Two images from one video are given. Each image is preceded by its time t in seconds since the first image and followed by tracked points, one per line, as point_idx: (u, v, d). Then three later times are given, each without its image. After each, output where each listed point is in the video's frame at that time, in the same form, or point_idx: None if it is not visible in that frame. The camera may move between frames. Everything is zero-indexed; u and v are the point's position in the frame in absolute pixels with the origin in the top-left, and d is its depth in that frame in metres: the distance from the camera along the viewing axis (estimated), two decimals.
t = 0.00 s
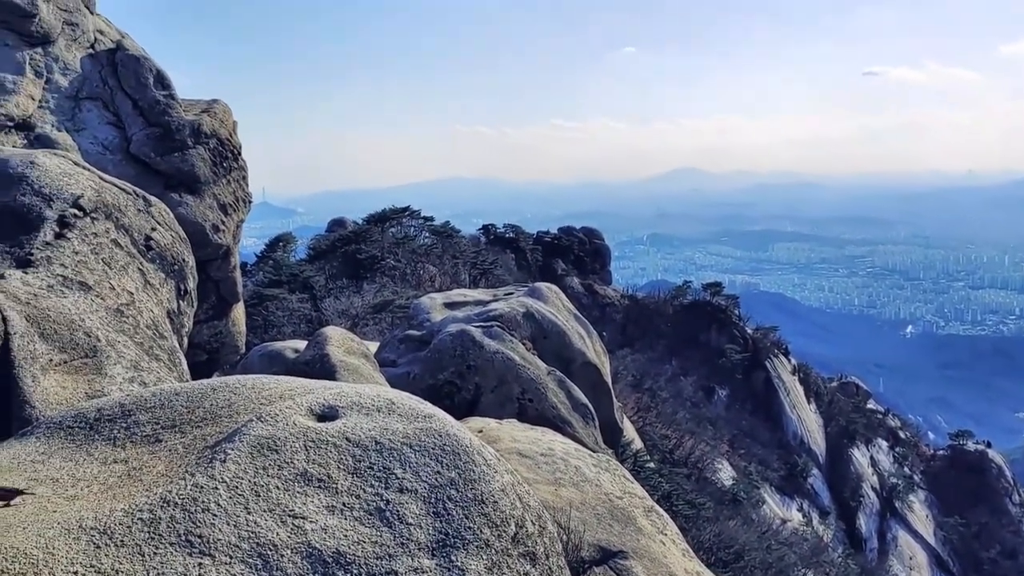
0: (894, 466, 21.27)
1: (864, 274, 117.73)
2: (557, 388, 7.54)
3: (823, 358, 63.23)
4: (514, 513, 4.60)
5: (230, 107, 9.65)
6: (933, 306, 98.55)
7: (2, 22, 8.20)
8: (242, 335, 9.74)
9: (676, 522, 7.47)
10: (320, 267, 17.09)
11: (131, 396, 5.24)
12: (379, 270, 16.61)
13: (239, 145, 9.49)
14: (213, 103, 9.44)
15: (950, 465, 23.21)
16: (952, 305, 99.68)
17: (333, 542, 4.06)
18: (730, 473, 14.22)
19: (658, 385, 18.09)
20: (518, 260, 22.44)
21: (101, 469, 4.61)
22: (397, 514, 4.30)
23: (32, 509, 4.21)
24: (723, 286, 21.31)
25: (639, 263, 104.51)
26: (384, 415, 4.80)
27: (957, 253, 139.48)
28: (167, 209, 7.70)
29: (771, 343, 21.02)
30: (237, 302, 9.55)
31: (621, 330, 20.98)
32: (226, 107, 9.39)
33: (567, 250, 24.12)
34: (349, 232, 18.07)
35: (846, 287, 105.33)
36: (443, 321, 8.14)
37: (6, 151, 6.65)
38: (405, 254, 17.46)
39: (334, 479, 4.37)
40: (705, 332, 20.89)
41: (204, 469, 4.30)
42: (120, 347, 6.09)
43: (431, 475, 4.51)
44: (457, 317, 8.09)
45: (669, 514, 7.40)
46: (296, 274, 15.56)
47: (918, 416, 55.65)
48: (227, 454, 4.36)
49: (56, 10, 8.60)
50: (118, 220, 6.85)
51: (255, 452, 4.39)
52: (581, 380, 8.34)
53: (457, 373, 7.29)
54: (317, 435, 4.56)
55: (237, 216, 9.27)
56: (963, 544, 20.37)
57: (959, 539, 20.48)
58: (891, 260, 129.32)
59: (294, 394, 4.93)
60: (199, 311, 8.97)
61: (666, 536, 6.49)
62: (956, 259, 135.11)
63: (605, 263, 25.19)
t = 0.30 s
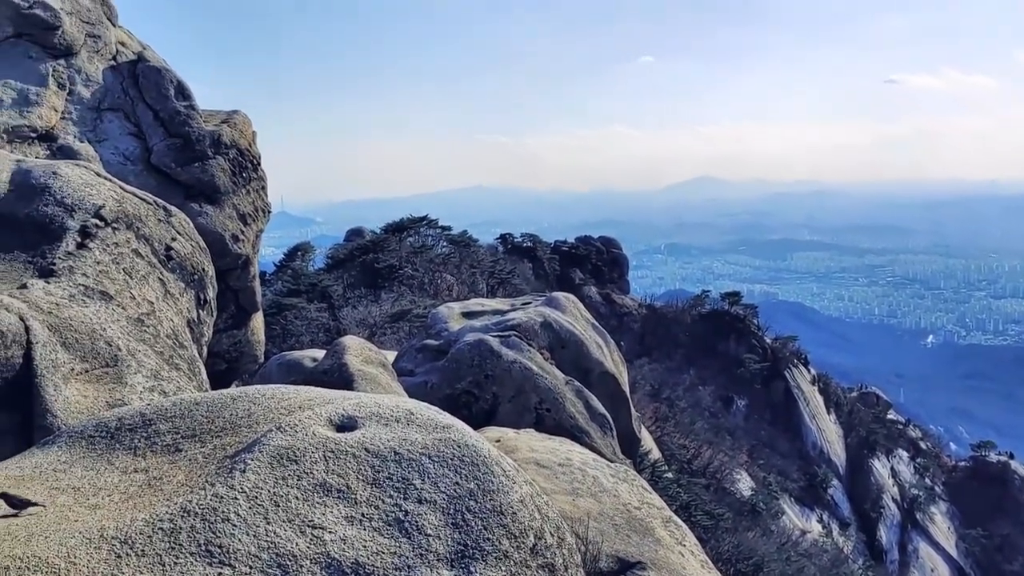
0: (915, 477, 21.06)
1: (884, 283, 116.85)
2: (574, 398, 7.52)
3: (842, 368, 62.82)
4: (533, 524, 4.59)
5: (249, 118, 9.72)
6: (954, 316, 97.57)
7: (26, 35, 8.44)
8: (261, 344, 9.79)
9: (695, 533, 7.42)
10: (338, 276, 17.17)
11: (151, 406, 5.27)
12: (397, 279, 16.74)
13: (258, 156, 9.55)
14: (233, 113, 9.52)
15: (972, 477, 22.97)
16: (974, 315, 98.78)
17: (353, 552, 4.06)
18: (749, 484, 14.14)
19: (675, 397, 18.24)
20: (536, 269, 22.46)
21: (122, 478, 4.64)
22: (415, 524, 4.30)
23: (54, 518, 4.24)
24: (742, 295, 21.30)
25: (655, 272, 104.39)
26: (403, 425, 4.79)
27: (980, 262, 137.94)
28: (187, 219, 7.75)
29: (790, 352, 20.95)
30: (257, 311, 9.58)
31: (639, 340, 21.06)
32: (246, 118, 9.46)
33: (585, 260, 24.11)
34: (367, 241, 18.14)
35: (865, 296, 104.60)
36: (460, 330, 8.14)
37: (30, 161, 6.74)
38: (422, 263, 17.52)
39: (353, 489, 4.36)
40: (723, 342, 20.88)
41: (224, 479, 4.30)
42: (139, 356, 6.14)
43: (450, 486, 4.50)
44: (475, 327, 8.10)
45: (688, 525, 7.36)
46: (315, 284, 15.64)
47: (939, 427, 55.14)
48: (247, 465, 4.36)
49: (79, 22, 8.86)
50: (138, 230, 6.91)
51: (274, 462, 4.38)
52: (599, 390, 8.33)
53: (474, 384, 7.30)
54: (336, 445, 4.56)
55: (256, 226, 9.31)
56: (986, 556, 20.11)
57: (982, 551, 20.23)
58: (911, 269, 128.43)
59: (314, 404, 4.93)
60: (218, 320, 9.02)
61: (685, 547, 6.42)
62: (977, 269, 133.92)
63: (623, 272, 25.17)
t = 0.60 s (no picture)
0: (934, 486, 20.88)
1: (901, 291, 116.11)
2: (591, 408, 7.51)
3: (860, 376, 62.48)
4: (551, 536, 4.59)
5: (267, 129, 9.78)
6: (973, 324, 96.75)
7: (49, 48, 8.53)
8: (279, 354, 9.84)
9: (713, 544, 7.38)
10: (355, 285, 17.25)
11: (171, 416, 5.30)
12: (413, 288, 16.89)
13: (276, 167, 9.62)
14: (251, 125, 9.59)
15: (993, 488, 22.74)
16: (993, 323, 97.92)
17: (372, 565, 4.06)
18: (766, 494, 14.06)
19: (693, 405, 18.43)
20: (552, 278, 22.49)
21: (142, 489, 4.66)
22: (434, 537, 4.30)
23: (76, 529, 4.27)
24: (759, 305, 21.34)
25: (671, 280, 104.24)
26: (421, 437, 4.80)
27: (999, 270, 136.67)
28: (206, 230, 7.81)
29: (808, 362, 20.91)
30: (274, 322, 9.63)
31: (656, 349, 21.09)
32: (264, 129, 9.53)
33: (601, 269, 24.09)
34: (383, 251, 18.20)
35: (883, 304, 103.96)
36: (477, 340, 8.16)
37: (52, 174, 6.81)
38: (439, 272, 17.58)
39: (371, 501, 4.37)
40: (740, 351, 20.90)
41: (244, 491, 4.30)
42: (159, 367, 6.19)
43: (468, 498, 4.50)
44: (491, 337, 8.11)
45: (705, 536, 7.32)
46: (332, 293, 15.73)
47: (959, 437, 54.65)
48: (266, 476, 4.37)
49: (100, 36, 8.96)
50: (158, 240, 6.96)
51: (293, 474, 4.39)
52: (616, 400, 8.32)
53: (491, 393, 7.30)
54: (355, 456, 4.57)
55: (274, 236, 9.37)
56: (1008, 568, 19.86)
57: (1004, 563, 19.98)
58: (929, 277, 127.53)
59: (332, 416, 4.95)
60: (236, 330, 9.07)
61: (703, 558, 6.36)
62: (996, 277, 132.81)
63: (640, 281, 25.14)
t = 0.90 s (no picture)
0: (955, 499, 20.68)
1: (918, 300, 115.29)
2: (608, 420, 7.50)
3: (878, 386, 62.01)
4: (568, 549, 4.57)
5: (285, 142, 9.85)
6: (993, 335, 95.89)
7: (70, 63, 8.63)
8: (296, 366, 9.88)
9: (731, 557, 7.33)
10: (372, 297, 17.30)
11: (189, 428, 5.33)
12: (430, 299, 16.91)
13: (293, 179, 9.68)
14: (269, 138, 9.66)
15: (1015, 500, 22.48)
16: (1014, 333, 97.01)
17: None
18: (785, 506, 13.95)
19: (709, 416, 18.32)
20: (569, 289, 22.48)
21: (161, 501, 4.68)
22: (451, 549, 4.28)
23: (96, 541, 4.28)
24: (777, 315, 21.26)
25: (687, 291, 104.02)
26: (438, 450, 4.80)
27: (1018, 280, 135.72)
28: (224, 242, 7.86)
29: (826, 373, 20.79)
30: (292, 333, 9.67)
31: (673, 360, 20.99)
32: (282, 142, 9.59)
33: (618, 279, 24.07)
34: (400, 262, 18.25)
35: (901, 314, 103.22)
36: (493, 352, 8.17)
37: (73, 187, 6.86)
38: (456, 283, 17.64)
39: (389, 513, 4.36)
40: (757, 362, 20.81)
41: (262, 503, 4.29)
42: (177, 379, 6.23)
43: (485, 510, 4.49)
44: (508, 348, 8.11)
45: (723, 548, 7.27)
46: (349, 305, 15.79)
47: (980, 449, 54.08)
48: (284, 488, 4.37)
49: (120, 51, 9.05)
50: (177, 253, 7.02)
51: (311, 486, 4.38)
52: (633, 411, 8.30)
53: (507, 405, 7.30)
54: (372, 469, 4.57)
55: (292, 248, 9.41)
56: None
57: None
58: (948, 286, 126.61)
59: (349, 428, 4.96)
60: (254, 342, 9.11)
61: (721, 571, 6.28)
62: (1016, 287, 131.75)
63: (656, 291, 25.08)
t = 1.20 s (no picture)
0: (973, 511, 20.48)
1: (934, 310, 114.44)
2: (622, 431, 7.47)
3: (895, 397, 61.58)
4: (584, 562, 4.55)
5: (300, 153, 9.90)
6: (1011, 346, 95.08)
7: (88, 76, 8.71)
8: (310, 376, 9.90)
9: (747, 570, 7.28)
10: (386, 307, 17.35)
11: (206, 439, 5.34)
12: (444, 310, 16.95)
13: (308, 190, 9.73)
14: (285, 149, 9.72)
15: None
16: None
17: None
18: (801, 519, 13.84)
19: (725, 427, 18.31)
20: (583, 299, 22.46)
21: (178, 512, 4.69)
22: (467, 562, 4.27)
23: (113, 552, 4.29)
24: (792, 326, 21.20)
25: (701, 302, 103.69)
26: (453, 461, 4.80)
27: None
28: (240, 253, 7.90)
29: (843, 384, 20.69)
30: (306, 344, 9.70)
31: (687, 371, 20.90)
32: (298, 153, 9.64)
33: (632, 290, 24.02)
34: (414, 272, 18.27)
35: (917, 324, 102.50)
36: (508, 362, 8.16)
37: (90, 199, 6.92)
38: (470, 294, 17.71)
39: (404, 525, 4.34)
40: (773, 373, 20.73)
41: (278, 515, 4.29)
42: (193, 390, 6.25)
43: (500, 522, 4.48)
44: (522, 358, 8.11)
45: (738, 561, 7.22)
46: (363, 315, 15.83)
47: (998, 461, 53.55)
48: (300, 500, 4.36)
49: (138, 64, 9.13)
50: (193, 263, 7.05)
51: (327, 497, 4.38)
52: (647, 423, 8.27)
53: (522, 416, 7.29)
54: (388, 481, 4.56)
55: (307, 258, 9.44)
56: None
57: None
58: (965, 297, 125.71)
59: (365, 439, 4.96)
60: (269, 352, 9.14)
61: None
62: None
63: (671, 302, 25.00)
